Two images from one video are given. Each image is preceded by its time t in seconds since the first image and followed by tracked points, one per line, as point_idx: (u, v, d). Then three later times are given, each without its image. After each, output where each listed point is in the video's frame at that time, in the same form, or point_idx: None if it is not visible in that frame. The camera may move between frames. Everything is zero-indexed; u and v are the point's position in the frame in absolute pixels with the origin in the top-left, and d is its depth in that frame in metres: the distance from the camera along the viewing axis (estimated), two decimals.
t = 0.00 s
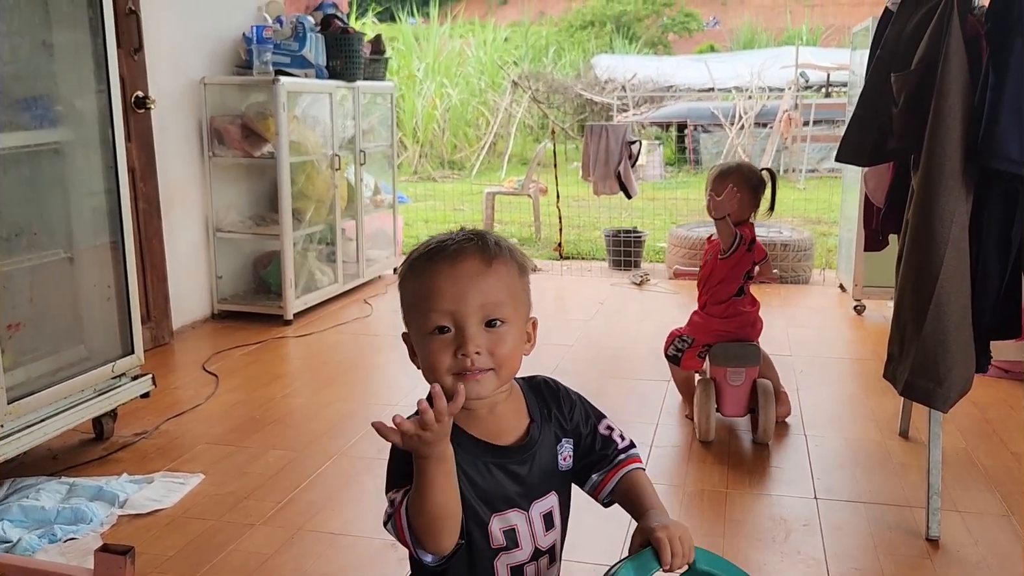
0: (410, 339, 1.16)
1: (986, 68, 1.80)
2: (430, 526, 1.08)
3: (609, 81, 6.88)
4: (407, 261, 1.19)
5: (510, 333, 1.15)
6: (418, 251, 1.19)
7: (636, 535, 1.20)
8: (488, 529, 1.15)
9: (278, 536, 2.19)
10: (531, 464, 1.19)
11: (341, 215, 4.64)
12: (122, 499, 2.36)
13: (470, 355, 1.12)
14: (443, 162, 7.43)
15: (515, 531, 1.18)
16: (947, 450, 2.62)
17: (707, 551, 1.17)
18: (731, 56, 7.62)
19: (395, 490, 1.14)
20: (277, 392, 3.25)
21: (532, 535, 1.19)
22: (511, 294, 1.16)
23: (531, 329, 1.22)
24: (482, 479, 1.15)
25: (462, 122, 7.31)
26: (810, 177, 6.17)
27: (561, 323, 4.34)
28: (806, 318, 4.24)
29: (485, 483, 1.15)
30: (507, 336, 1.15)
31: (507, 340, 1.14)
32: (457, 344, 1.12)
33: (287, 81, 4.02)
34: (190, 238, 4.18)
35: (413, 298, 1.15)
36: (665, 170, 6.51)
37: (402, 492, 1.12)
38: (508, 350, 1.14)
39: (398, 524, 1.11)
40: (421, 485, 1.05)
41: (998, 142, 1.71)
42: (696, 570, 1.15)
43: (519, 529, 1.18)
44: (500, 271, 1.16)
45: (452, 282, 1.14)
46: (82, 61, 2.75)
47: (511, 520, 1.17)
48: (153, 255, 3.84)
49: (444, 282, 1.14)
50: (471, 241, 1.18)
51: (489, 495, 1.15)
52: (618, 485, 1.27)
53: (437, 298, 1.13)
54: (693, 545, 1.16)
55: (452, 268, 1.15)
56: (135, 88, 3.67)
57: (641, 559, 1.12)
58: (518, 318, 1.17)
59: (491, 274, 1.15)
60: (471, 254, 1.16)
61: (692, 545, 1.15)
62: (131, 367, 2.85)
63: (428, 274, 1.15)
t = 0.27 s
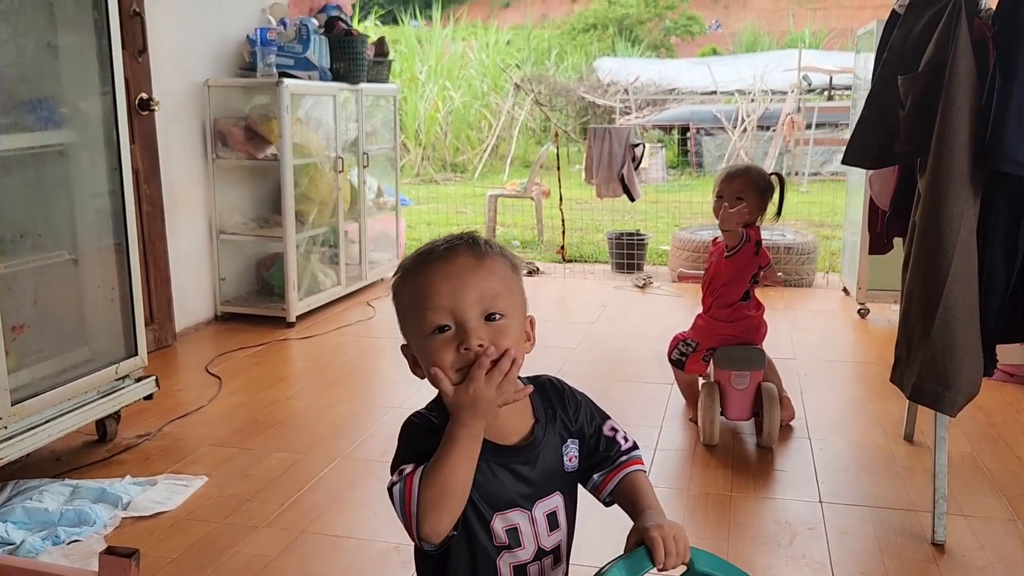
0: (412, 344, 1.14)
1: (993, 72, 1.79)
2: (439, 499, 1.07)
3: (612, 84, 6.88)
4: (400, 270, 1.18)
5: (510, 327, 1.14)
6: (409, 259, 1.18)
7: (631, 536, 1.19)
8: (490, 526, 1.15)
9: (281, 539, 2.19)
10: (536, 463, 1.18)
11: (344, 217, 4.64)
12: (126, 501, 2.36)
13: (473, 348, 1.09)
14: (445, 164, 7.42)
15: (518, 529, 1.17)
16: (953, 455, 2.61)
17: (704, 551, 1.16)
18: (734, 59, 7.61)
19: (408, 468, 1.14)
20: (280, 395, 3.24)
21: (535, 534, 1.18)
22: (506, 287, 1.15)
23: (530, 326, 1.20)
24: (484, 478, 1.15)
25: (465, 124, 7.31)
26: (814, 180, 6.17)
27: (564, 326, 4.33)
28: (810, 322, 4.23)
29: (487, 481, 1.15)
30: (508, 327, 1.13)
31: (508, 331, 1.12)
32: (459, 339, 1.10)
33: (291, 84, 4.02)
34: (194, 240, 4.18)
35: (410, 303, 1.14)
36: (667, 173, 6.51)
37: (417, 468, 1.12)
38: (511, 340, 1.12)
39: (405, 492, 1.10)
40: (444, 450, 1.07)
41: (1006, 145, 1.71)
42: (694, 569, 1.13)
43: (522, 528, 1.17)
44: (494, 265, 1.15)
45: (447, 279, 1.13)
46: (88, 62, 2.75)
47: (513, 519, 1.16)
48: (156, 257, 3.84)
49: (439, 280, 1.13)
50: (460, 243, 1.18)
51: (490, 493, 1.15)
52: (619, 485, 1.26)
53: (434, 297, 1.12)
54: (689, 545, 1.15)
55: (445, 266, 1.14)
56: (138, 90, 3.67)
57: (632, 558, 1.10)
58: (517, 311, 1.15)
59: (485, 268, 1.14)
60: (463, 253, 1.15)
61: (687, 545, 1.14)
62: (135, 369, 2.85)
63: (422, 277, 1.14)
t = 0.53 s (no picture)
0: (413, 350, 1.14)
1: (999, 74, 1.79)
2: (441, 500, 1.08)
3: (614, 85, 6.87)
4: (399, 274, 1.17)
5: (511, 331, 1.13)
6: (408, 264, 1.17)
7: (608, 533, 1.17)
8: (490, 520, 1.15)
9: (284, 540, 2.19)
10: (533, 458, 1.17)
11: (346, 217, 4.64)
12: (128, 501, 2.36)
13: (476, 355, 1.09)
14: (447, 164, 7.41)
15: (517, 524, 1.17)
16: (956, 458, 2.61)
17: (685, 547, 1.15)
18: (736, 60, 7.61)
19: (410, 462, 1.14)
20: (282, 395, 3.24)
21: (534, 528, 1.17)
22: (506, 292, 1.14)
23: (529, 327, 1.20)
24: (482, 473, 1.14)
25: (467, 124, 7.30)
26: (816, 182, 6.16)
27: (566, 327, 4.33)
28: (813, 324, 4.23)
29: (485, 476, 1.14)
30: (509, 333, 1.13)
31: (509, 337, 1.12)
32: (461, 347, 1.10)
33: (294, 84, 4.02)
34: (196, 240, 4.18)
35: (410, 310, 1.13)
36: (670, 174, 6.51)
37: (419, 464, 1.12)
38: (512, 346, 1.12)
39: (409, 487, 1.10)
40: (448, 452, 1.08)
41: (1012, 148, 1.71)
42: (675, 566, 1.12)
43: (521, 522, 1.17)
44: (493, 271, 1.14)
45: (448, 286, 1.12)
46: (93, 62, 2.75)
47: (512, 513, 1.16)
48: (159, 257, 3.84)
49: (439, 288, 1.12)
50: (459, 248, 1.17)
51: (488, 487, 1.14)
52: (604, 483, 1.24)
53: (435, 305, 1.11)
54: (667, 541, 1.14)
55: (445, 273, 1.13)
56: (142, 90, 3.67)
57: (609, 555, 1.09)
58: (516, 315, 1.15)
59: (486, 274, 1.14)
60: (462, 259, 1.14)
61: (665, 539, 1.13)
62: (138, 369, 2.85)
63: (422, 283, 1.13)
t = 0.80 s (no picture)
0: (404, 353, 1.14)
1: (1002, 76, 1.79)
2: (415, 506, 1.08)
3: (615, 84, 6.87)
4: (397, 274, 1.17)
5: (502, 345, 1.13)
6: (406, 266, 1.16)
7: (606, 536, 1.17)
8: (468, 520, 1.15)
9: (285, 539, 2.18)
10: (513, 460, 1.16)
11: (347, 217, 4.64)
12: (129, 501, 2.35)
13: (464, 369, 1.10)
14: (448, 164, 7.41)
15: (495, 524, 1.16)
16: (958, 459, 2.61)
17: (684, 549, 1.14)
18: (738, 60, 7.61)
19: (388, 463, 1.14)
20: (282, 394, 3.24)
21: (512, 530, 1.16)
22: (501, 306, 1.14)
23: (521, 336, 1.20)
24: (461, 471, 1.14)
25: (467, 123, 7.30)
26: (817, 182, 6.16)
27: (566, 327, 4.32)
28: (814, 324, 4.22)
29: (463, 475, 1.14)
30: (501, 347, 1.13)
31: (500, 352, 1.12)
32: (451, 359, 1.10)
33: (296, 83, 4.02)
34: (197, 238, 4.18)
35: (404, 314, 1.13)
36: (670, 174, 6.50)
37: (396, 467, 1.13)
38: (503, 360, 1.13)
39: (384, 490, 1.11)
40: (426, 458, 1.08)
41: (1016, 150, 1.70)
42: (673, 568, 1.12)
43: (499, 523, 1.16)
44: (490, 284, 1.14)
45: (443, 296, 1.11)
46: (94, 60, 2.75)
47: (490, 514, 1.15)
48: (160, 255, 3.84)
49: (434, 297, 1.11)
50: (458, 254, 1.15)
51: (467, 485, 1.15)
52: (600, 485, 1.23)
53: (428, 313, 1.11)
54: (665, 543, 1.13)
55: (442, 283, 1.12)
56: (143, 88, 3.67)
57: (606, 556, 1.09)
58: (509, 328, 1.15)
59: (482, 286, 1.13)
60: (459, 269, 1.13)
61: (662, 541, 1.13)
62: (138, 368, 2.85)
63: (418, 290, 1.12)
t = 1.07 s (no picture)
0: (397, 352, 1.13)
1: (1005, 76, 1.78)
2: (394, 510, 1.08)
3: (615, 83, 6.86)
4: (395, 273, 1.16)
5: (495, 353, 1.13)
6: (406, 266, 1.16)
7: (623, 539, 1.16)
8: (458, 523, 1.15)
9: (284, 539, 2.18)
10: (504, 464, 1.16)
11: (348, 215, 4.63)
12: (128, 500, 2.35)
13: (455, 374, 1.09)
14: (448, 162, 7.40)
15: (485, 527, 1.15)
16: (959, 460, 2.60)
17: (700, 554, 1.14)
18: (738, 59, 7.60)
19: (374, 468, 1.15)
20: (282, 393, 3.23)
21: (503, 533, 1.16)
22: (496, 313, 1.13)
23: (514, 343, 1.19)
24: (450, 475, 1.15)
25: (468, 122, 7.29)
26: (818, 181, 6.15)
27: (566, 326, 4.32)
28: (815, 324, 4.22)
29: (452, 480, 1.15)
30: (491, 356, 1.12)
31: (490, 360, 1.12)
32: (441, 364, 1.10)
33: (295, 81, 4.01)
34: (197, 237, 4.17)
35: (399, 314, 1.13)
36: (671, 173, 6.49)
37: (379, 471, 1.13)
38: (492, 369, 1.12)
39: (367, 494, 1.12)
40: (409, 460, 1.07)
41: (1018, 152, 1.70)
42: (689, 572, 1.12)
43: (489, 526, 1.15)
44: (488, 290, 1.13)
45: (439, 300, 1.11)
46: (94, 58, 2.74)
47: (481, 517, 1.15)
48: (160, 254, 3.83)
49: (431, 299, 1.11)
50: (460, 259, 1.15)
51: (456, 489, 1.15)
52: (611, 488, 1.21)
53: (424, 316, 1.11)
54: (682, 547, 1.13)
55: (439, 286, 1.11)
56: (143, 85, 3.66)
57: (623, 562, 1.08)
58: (502, 337, 1.14)
59: (478, 292, 1.12)
60: (460, 273, 1.13)
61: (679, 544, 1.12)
62: (137, 367, 2.84)
63: (415, 291, 1.12)
